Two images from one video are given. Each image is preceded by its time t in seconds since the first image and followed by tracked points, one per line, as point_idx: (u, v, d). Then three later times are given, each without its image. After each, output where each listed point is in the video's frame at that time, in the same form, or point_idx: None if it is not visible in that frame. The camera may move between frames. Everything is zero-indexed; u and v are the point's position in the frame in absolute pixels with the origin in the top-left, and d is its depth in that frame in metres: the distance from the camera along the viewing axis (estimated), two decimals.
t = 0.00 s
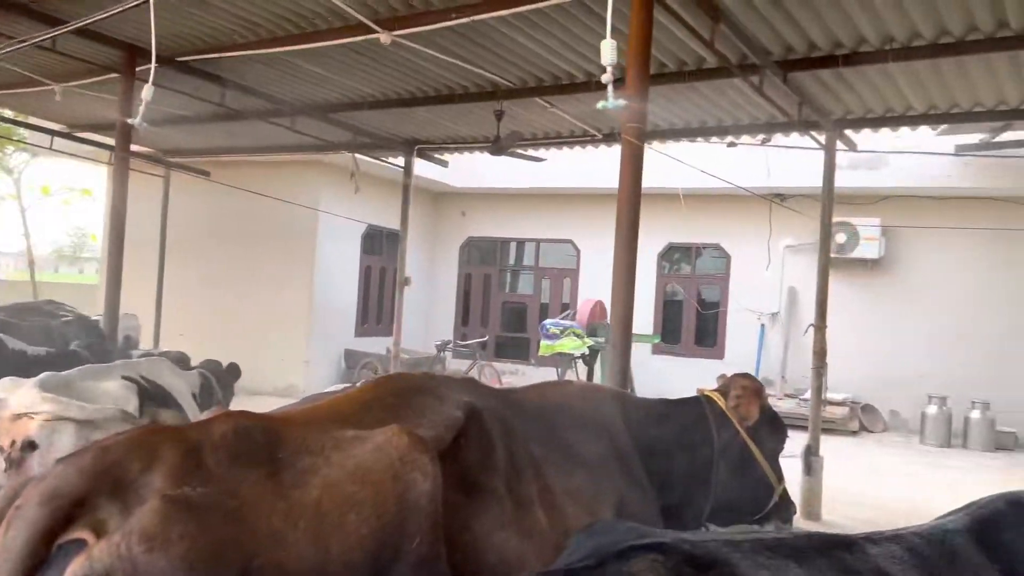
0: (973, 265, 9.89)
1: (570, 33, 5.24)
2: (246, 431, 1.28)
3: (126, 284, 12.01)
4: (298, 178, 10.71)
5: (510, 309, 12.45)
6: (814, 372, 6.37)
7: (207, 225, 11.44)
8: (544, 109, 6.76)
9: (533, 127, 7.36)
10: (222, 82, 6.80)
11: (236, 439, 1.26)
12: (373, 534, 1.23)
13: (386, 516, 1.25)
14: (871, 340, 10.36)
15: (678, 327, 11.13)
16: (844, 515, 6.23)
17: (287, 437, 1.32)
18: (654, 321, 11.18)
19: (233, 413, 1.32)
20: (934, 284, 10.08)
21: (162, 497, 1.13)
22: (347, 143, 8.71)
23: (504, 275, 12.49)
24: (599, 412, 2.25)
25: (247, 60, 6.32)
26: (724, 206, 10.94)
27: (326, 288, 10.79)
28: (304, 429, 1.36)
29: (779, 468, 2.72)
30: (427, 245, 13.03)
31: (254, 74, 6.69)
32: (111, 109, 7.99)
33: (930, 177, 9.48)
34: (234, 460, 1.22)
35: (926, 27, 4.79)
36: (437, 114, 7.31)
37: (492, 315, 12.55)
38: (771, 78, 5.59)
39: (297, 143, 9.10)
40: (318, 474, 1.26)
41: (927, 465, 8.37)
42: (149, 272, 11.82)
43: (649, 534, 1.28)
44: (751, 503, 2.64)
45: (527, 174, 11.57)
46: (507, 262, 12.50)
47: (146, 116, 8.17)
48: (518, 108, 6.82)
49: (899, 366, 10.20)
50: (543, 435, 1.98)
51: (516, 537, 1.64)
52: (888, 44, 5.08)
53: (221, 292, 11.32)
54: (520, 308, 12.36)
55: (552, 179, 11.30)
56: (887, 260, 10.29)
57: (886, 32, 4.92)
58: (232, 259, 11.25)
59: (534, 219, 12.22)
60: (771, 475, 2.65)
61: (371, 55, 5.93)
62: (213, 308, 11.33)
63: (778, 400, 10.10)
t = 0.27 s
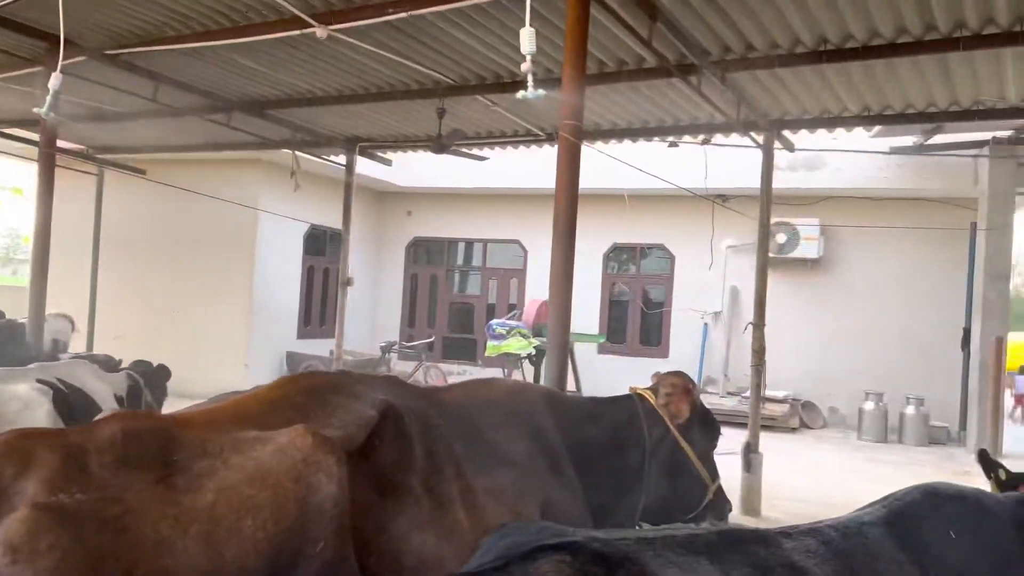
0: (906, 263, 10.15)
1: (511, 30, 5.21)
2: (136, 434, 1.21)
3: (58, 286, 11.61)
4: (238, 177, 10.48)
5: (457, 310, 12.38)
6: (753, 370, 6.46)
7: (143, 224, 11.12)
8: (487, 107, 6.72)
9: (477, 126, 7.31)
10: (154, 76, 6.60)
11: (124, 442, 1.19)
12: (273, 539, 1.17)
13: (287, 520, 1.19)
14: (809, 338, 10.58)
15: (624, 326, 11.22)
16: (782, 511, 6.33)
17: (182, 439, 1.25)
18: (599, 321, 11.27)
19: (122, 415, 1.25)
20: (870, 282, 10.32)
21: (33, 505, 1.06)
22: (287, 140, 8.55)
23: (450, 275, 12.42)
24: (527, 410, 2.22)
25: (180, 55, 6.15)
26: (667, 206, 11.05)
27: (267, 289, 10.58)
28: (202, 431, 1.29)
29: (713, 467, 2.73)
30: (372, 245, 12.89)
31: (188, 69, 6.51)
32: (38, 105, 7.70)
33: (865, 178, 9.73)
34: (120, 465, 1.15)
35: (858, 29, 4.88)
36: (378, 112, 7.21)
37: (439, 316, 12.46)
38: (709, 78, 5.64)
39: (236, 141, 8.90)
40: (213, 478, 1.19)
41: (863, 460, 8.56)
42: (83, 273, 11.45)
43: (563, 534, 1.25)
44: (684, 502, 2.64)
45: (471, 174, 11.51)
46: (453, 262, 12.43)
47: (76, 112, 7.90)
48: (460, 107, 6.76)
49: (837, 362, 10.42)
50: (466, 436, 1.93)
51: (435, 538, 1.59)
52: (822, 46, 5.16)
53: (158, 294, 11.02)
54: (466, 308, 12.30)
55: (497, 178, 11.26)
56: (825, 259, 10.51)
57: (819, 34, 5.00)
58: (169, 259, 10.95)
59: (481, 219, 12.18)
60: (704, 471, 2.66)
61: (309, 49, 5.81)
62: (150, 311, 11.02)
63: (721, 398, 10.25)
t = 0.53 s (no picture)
0: (898, 262, 10.12)
1: (494, 29, 5.17)
2: (60, 435, 1.17)
3: (48, 290, 11.55)
4: (227, 180, 10.43)
5: (449, 311, 12.33)
6: (743, 370, 6.42)
7: (132, 227, 11.06)
8: (472, 107, 6.68)
9: (463, 126, 7.26)
10: (138, 78, 6.55)
11: (47, 443, 1.15)
12: (199, 547, 1.13)
13: (215, 527, 1.15)
14: (802, 338, 10.54)
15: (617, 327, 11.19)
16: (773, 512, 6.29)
17: (111, 441, 1.22)
18: (592, 323, 11.23)
19: (48, 417, 1.21)
20: (862, 281, 10.28)
21: None
22: (274, 142, 8.50)
23: (442, 277, 12.37)
24: (492, 412, 2.18)
25: (164, 56, 6.10)
26: (658, 206, 11.01)
27: (256, 292, 10.52)
28: (134, 432, 1.26)
29: (689, 466, 2.64)
30: (364, 246, 12.85)
31: (172, 70, 6.46)
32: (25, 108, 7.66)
33: (857, 179, 9.72)
34: (41, 469, 1.12)
35: (842, 26, 4.85)
36: (365, 113, 7.17)
37: (431, 318, 12.40)
38: (694, 76, 5.60)
39: (224, 143, 8.85)
40: (139, 484, 1.16)
41: (856, 459, 8.53)
42: (73, 277, 11.38)
43: (506, 535, 1.20)
44: (656, 503, 2.57)
45: (462, 175, 11.46)
46: (445, 264, 12.39)
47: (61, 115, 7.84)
48: (445, 107, 6.72)
49: (829, 362, 10.39)
50: (426, 438, 1.89)
51: (386, 544, 1.54)
52: (807, 43, 5.13)
53: (148, 297, 10.96)
54: (458, 310, 12.25)
55: (487, 179, 11.23)
56: (816, 258, 10.49)
57: (804, 31, 4.97)
58: (158, 262, 10.89)
59: (473, 220, 12.14)
60: (678, 470, 2.57)
61: (292, 50, 5.77)
62: (140, 315, 10.96)
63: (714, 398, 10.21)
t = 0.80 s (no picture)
0: (930, 265, 9.90)
1: (508, 34, 5.14)
2: (22, 451, 1.16)
3: (81, 298, 11.74)
4: (253, 188, 10.52)
5: (473, 318, 12.30)
6: (766, 376, 6.31)
7: (161, 235, 11.22)
8: (491, 113, 6.65)
9: (483, 132, 7.24)
10: (161, 90, 6.63)
11: (7, 459, 1.14)
12: (156, 562, 1.11)
13: (173, 542, 1.13)
14: (831, 343, 10.35)
15: (643, 333, 11.08)
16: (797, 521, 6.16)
17: (75, 454, 1.21)
18: (618, 328, 11.15)
19: (14, 430, 1.21)
20: (892, 284, 10.07)
21: None
22: (297, 150, 8.55)
23: (467, 283, 12.36)
24: (489, 422, 2.14)
25: (185, 67, 6.17)
26: (684, 210, 10.89)
27: (283, 299, 10.54)
28: (100, 445, 1.25)
29: (698, 474, 2.65)
30: (390, 253, 12.89)
31: (194, 81, 6.53)
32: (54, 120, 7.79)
33: (889, 177, 9.43)
34: None
35: (862, 25, 4.75)
36: (385, 121, 7.18)
37: (456, 324, 12.39)
38: (713, 79, 5.53)
39: (249, 151, 8.93)
40: (98, 499, 1.15)
41: (886, 467, 8.34)
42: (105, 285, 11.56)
43: (473, 549, 1.14)
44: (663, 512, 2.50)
45: (486, 181, 11.44)
46: (470, 270, 12.37)
47: (90, 126, 7.97)
48: (464, 113, 6.71)
49: (860, 367, 10.18)
50: (417, 450, 1.85)
51: (366, 561, 1.50)
52: (827, 43, 5.03)
53: (176, 305, 11.08)
54: (483, 316, 12.21)
55: (510, 185, 11.21)
56: (845, 262, 10.30)
57: (823, 31, 4.88)
58: (186, 270, 11.01)
59: (497, 226, 12.12)
60: (686, 478, 2.58)
61: (309, 59, 5.80)
62: (169, 322, 11.09)
63: (741, 404, 10.05)
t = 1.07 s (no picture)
0: (976, 268, 9.65)
1: (536, 40, 5.14)
2: (20, 462, 1.17)
3: (125, 307, 12.01)
4: (291, 198, 10.67)
5: (509, 324, 12.28)
6: (803, 382, 6.18)
7: (203, 245, 11.43)
8: (521, 120, 6.65)
9: (515, 139, 7.24)
10: (198, 103, 6.75)
11: (5, 470, 1.15)
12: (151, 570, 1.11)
13: (168, 552, 1.13)
14: (873, 348, 10.13)
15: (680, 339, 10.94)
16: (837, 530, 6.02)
17: (75, 465, 1.22)
18: (655, 334, 11.04)
19: (16, 441, 1.22)
20: (936, 288, 9.84)
21: None
22: (332, 159, 8.65)
23: (501, 290, 12.36)
24: (503, 430, 2.13)
25: (220, 79, 6.28)
26: (721, 214, 10.75)
27: (320, 306, 10.63)
28: (101, 456, 1.26)
29: (723, 484, 2.52)
30: (426, 260, 12.97)
31: (229, 92, 6.64)
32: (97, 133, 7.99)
33: (932, 181, 9.30)
34: None
35: (896, 24, 4.65)
36: (416, 129, 7.22)
37: (492, 331, 12.39)
38: (743, 82, 5.46)
39: (285, 161, 9.06)
40: (95, 508, 1.15)
41: (932, 476, 8.11)
42: (149, 294, 11.81)
43: (466, 561, 1.15)
44: (685, 523, 2.45)
45: (520, 188, 11.44)
46: (505, 276, 12.37)
47: (131, 138, 8.16)
48: (494, 120, 6.72)
49: (903, 373, 9.95)
50: (426, 460, 1.85)
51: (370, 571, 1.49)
52: (861, 43, 4.93)
53: (216, 313, 11.26)
54: (518, 322, 12.19)
55: (544, 192, 11.21)
56: (887, 265, 10.08)
57: (856, 31, 4.79)
58: (226, 279, 11.19)
59: (532, 232, 12.12)
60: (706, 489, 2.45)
61: (340, 68, 5.86)
62: (210, 329, 11.28)
63: (781, 411, 9.88)
